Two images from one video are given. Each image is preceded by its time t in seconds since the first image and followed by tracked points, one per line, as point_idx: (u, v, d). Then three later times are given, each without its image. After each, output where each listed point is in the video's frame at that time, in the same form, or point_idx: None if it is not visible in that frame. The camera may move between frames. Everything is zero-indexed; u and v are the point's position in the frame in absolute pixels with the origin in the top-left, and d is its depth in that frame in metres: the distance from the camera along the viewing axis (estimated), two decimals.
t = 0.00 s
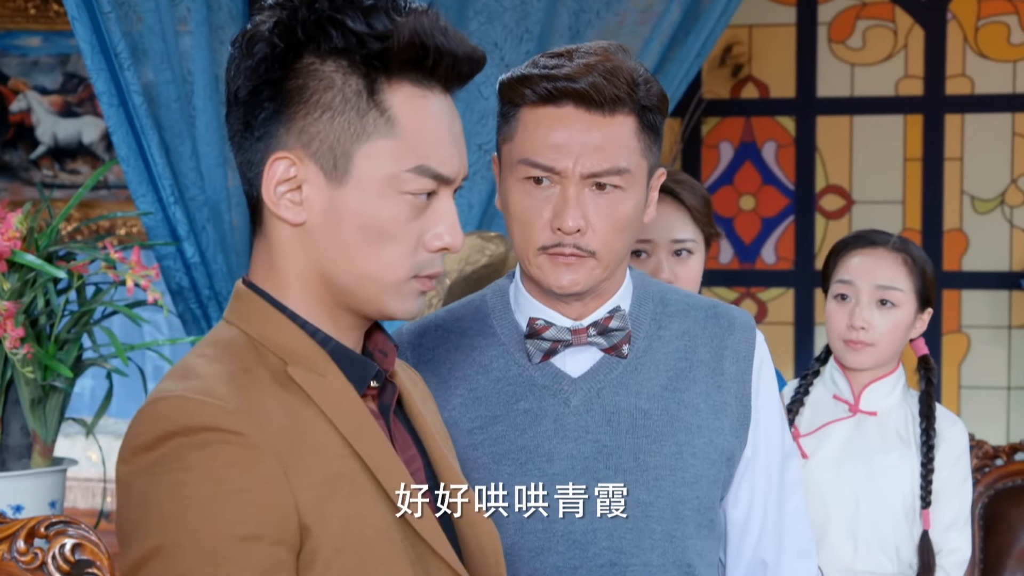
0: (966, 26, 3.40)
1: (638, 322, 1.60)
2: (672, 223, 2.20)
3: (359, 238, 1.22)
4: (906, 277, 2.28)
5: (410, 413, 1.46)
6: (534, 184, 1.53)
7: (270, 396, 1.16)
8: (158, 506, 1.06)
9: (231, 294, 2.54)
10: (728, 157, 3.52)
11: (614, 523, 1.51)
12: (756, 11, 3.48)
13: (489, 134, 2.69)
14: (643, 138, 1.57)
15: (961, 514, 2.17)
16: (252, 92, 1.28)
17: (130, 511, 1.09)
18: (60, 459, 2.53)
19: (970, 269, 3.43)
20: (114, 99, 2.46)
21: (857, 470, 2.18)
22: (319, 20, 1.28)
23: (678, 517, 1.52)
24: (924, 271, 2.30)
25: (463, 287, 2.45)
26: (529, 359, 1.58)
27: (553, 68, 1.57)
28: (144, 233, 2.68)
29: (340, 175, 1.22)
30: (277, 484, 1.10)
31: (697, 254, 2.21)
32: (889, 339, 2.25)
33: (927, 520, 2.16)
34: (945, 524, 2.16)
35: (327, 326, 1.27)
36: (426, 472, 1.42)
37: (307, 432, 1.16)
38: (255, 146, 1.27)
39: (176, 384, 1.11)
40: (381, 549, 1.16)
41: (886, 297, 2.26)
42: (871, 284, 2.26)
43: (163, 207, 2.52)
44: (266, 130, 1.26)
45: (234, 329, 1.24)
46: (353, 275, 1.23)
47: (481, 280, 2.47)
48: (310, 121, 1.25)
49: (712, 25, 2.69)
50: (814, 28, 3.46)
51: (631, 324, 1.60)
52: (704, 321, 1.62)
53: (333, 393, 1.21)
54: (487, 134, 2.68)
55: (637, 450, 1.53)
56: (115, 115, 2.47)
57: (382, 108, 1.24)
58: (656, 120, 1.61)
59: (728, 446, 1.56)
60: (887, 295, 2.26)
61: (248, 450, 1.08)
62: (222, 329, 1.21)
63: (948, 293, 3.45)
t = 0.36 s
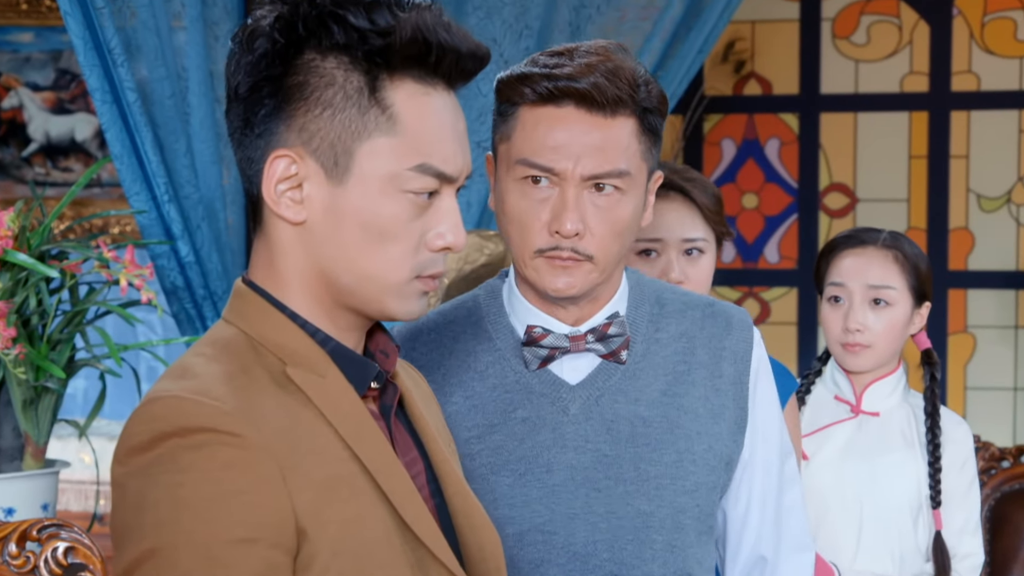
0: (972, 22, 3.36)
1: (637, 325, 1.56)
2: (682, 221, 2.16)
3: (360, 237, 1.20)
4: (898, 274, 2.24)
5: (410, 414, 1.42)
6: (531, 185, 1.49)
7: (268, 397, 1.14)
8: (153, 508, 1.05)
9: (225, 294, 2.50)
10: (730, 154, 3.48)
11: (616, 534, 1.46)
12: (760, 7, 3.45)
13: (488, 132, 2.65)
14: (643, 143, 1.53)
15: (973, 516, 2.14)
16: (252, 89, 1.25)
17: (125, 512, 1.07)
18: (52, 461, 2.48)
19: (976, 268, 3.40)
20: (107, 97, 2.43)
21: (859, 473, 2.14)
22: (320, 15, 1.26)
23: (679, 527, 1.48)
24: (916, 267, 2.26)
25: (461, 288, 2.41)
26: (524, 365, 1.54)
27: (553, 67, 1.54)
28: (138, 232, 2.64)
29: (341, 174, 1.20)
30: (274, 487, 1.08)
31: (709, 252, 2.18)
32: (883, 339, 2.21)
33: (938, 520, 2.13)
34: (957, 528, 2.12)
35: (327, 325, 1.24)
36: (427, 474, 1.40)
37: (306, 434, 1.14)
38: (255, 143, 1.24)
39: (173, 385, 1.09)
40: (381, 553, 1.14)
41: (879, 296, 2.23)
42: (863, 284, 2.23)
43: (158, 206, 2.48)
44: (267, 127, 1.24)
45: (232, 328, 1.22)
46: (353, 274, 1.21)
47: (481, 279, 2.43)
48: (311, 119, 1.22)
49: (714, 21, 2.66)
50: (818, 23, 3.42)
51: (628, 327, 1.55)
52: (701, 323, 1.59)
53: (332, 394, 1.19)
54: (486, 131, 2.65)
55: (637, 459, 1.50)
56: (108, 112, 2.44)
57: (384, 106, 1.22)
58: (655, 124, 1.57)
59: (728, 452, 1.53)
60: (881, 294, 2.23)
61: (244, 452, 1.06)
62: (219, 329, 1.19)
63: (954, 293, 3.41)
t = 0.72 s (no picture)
0: (976, 17, 3.33)
1: (687, 321, 1.52)
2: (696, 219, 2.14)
3: (360, 235, 1.19)
4: (901, 270, 2.21)
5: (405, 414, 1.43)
6: (570, 183, 1.46)
7: (265, 397, 1.13)
8: (150, 509, 1.04)
9: (219, 292, 2.46)
10: (731, 151, 3.44)
11: (659, 535, 1.44)
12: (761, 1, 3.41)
13: (486, 127, 2.62)
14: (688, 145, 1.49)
15: (985, 519, 2.09)
16: (250, 83, 1.24)
17: (121, 514, 1.07)
18: (42, 462, 2.44)
19: (980, 266, 3.36)
20: (98, 92, 2.39)
21: (865, 474, 2.12)
22: (320, 9, 1.25)
23: (726, 528, 1.46)
24: (919, 262, 2.23)
25: (457, 287, 2.38)
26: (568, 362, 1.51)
27: (596, 65, 1.50)
28: (130, 229, 2.60)
29: (342, 170, 1.19)
30: (272, 487, 1.07)
31: (722, 251, 2.15)
32: (885, 336, 2.18)
33: (950, 520, 2.08)
34: (970, 528, 2.08)
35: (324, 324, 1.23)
36: (422, 475, 1.41)
37: (304, 434, 1.13)
38: (252, 138, 1.23)
39: (169, 384, 1.09)
40: (379, 555, 1.14)
41: (882, 294, 2.20)
42: (865, 282, 2.21)
43: (150, 203, 2.44)
44: (265, 122, 1.23)
45: (225, 326, 1.20)
46: (352, 272, 1.20)
47: (478, 279, 2.40)
48: (311, 114, 1.21)
49: (714, 15, 2.61)
50: (820, 18, 3.39)
51: (676, 324, 1.52)
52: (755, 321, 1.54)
53: (330, 393, 1.17)
54: (484, 127, 2.62)
55: (684, 458, 1.47)
56: (100, 108, 2.40)
57: (386, 102, 1.21)
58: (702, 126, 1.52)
59: (778, 451, 1.50)
60: (883, 292, 2.20)
61: (242, 452, 1.06)
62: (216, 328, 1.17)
63: (958, 292, 3.37)
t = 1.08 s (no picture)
0: (973, 10, 3.30)
1: (772, 317, 1.49)
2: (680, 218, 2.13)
3: (344, 233, 1.16)
4: (897, 266, 2.19)
5: (396, 414, 1.43)
6: (639, 183, 1.42)
7: (249, 394, 1.11)
8: (131, 509, 1.02)
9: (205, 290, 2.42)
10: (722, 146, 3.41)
11: (742, 533, 1.40)
12: None
13: (476, 122, 2.57)
14: (759, 131, 1.44)
15: (992, 521, 2.09)
16: (233, 77, 1.21)
17: (102, 513, 1.04)
18: (28, 462, 2.40)
19: (977, 263, 3.34)
20: (82, 86, 2.35)
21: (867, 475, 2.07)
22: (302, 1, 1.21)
23: (810, 527, 1.41)
24: (918, 258, 2.21)
25: (446, 284, 2.36)
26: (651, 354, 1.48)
27: (659, 60, 1.46)
28: (115, 226, 2.56)
29: (325, 166, 1.16)
30: (256, 485, 1.05)
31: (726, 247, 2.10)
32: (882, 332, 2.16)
33: (957, 522, 2.03)
34: (979, 530, 2.08)
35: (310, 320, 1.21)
36: (411, 473, 1.40)
37: (289, 431, 1.11)
38: (235, 133, 1.20)
39: (150, 379, 1.06)
40: (366, 556, 1.11)
41: (876, 290, 2.18)
42: (862, 277, 2.19)
43: (135, 199, 2.41)
44: (248, 117, 1.19)
45: (211, 323, 1.18)
46: (337, 270, 1.17)
47: (467, 275, 2.40)
48: (294, 109, 1.18)
49: (708, 8, 2.58)
50: (815, 11, 3.35)
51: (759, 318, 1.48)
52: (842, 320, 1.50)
53: (315, 390, 1.16)
54: (475, 122, 2.57)
55: (768, 455, 1.43)
56: (84, 102, 2.36)
57: (371, 97, 1.18)
58: (773, 107, 1.46)
59: (864, 453, 1.44)
60: (878, 288, 2.18)
61: (225, 449, 1.04)
62: (199, 324, 1.15)
63: (955, 288, 3.35)
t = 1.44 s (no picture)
0: (971, 4, 3.27)
1: (841, 343, 1.41)
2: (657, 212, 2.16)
3: (331, 229, 1.25)
4: (901, 262, 2.20)
5: (383, 414, 1.49)
6: (680, 215, 1.32)
7: (233, 396, 1.21)
8: (118, 509, 1.11)
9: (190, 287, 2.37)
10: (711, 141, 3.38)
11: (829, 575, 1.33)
12: None
13: (468, 117, 2.53)
14: (802, 140, 1.35)
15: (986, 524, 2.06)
16: (216, 72, 1.29)
17: (85, 513, 1.14)
18: (11, 462, 2.37)
19: (974, 260, 3.31)
20: (67, 80, 2.32)
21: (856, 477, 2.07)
22: None
23: (896, 563, 1.34)
24: (924, 257, 2.21)
25: (439, 281, 2.32)
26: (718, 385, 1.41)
27: (681, 84, 1.37)
28: (100, 222, 2.52)
29: (309, 162, 1.26)
30: (241, 485, 1.15)
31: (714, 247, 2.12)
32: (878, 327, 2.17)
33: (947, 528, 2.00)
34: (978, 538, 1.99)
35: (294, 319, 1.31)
36: (399, 473, 1.46)
37: (274, 429, 1.22)
38: (219, 128, 1.29)
39: (136, 381, 1.16)
40: (349, 554, 1.21)
41: (877, 285, 2.18)
42: (864, 271, 2.19)
43: (121, 195, 2.37)
44: (231, 112, 1.29)
45: (195, 321, 1.28)
46: (324, 267, 1.26)
47: (459, 271, 2.36)
48: (279, 105, 1.27)
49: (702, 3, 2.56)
50: (811, 5, 3.32)
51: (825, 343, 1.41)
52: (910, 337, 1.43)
53: (300, 387, 1.27)
54: (466, 117, 2.53)
55: (847, 489, 1.36)
56: (68, 97, 2.32)
57: (356, 93, 1.27)
58: (812, 110, 1.37)
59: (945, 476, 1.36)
60: (879, 283, 2.18)
61: (209, 449, 1.14)
62: (184, 325, 1.25)
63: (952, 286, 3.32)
